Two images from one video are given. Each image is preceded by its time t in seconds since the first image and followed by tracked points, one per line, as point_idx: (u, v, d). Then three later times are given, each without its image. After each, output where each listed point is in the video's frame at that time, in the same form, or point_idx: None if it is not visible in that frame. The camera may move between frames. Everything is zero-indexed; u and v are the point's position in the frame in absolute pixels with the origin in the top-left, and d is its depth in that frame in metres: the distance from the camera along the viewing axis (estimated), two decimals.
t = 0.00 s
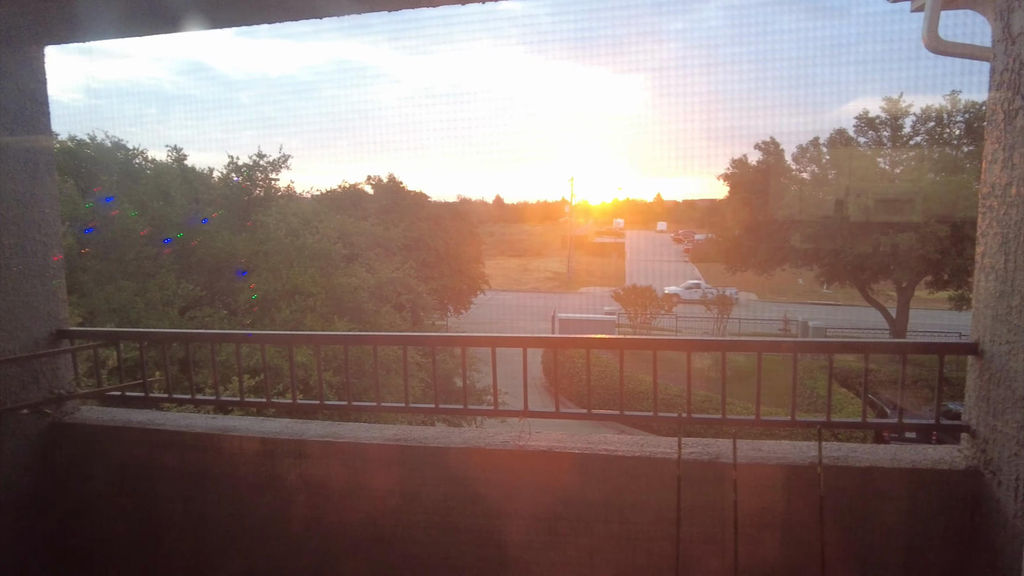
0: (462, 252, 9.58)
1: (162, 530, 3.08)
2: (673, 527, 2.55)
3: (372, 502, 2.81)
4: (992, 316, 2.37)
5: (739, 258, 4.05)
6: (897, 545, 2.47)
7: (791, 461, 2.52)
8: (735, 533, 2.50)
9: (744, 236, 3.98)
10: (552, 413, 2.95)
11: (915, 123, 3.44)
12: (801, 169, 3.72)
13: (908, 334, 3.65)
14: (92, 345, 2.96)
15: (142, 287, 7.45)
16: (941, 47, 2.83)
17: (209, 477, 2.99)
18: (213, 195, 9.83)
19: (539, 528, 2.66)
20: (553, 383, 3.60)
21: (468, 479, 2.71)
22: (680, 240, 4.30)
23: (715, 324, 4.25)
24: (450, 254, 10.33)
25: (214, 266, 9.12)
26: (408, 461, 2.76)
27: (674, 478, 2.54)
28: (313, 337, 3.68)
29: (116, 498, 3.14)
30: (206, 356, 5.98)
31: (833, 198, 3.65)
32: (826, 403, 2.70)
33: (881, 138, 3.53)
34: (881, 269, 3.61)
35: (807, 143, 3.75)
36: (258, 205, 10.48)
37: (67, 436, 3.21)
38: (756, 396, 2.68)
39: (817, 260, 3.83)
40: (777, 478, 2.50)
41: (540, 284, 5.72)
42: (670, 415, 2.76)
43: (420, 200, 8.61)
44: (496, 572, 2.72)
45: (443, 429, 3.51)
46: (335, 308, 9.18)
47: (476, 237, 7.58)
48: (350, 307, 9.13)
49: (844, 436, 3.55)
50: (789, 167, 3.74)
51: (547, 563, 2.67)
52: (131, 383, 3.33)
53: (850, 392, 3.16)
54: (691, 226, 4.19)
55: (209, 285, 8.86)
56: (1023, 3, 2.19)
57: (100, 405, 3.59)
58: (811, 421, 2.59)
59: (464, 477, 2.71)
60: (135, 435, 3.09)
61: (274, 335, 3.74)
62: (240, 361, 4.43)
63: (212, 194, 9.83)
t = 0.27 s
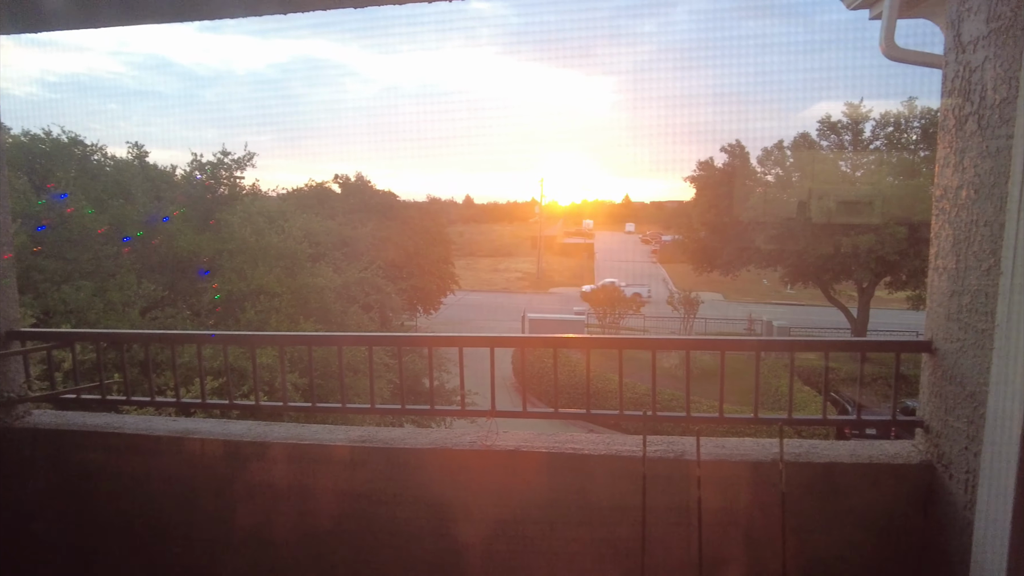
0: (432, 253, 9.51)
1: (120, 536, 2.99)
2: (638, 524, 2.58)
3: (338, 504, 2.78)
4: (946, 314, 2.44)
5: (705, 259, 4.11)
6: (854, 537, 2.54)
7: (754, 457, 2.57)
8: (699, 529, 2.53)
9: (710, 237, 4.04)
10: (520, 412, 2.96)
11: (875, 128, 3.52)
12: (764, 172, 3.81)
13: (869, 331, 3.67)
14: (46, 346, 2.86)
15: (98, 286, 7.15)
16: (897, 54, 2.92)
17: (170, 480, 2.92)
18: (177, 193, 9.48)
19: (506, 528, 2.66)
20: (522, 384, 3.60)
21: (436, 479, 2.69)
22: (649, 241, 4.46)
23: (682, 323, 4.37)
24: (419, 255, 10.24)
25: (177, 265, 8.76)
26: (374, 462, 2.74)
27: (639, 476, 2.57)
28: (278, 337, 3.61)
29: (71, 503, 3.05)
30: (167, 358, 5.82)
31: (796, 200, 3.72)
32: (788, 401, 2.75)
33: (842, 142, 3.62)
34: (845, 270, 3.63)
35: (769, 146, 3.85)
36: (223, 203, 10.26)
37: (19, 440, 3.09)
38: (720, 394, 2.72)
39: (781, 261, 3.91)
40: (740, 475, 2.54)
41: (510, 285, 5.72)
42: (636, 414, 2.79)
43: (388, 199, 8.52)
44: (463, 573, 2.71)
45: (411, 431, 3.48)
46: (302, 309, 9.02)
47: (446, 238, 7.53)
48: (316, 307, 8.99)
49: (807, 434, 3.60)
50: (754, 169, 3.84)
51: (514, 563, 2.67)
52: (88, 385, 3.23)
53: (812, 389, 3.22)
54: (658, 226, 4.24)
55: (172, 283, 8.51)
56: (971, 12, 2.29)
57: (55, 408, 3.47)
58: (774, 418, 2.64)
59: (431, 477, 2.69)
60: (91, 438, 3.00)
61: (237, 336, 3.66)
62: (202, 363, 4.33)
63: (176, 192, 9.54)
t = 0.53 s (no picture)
0: (403, 253, 9.44)
1: (78, 544, 2.90)
2: (608, 522, 2.59)
3: (305, 507, 2.73)
4: (906, 313, 2.50)
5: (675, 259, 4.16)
6: (817, 530, 2.60)
7: (721, 455, 2.59)
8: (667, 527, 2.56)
9: (680, 238, 4.12)
10: (490, 412, 2.95)
11: (840, 132, 3.49)
12: (733, 174, 3.69)
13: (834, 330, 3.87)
14: None
15: (59, 286, 6.87)
16: (859, 59, 2.99)
17: (131, 485, 2.83)
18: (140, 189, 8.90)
19: (476, 528, 2.65)
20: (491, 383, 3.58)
21: (405, 481, 2.67)
22: (619, 242, 4.34)
23: (652, 324, 4.43)
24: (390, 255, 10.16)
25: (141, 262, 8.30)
26: (342, 464, 2.70)
27: (608, 474, 2.58)
28: (243, 338, 3.53)
29: (27, 510, 2.94)
30: (128, 360, 5.65)
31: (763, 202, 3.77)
32: (754, 398, 2.80)
33: (806, 146, 3.60)
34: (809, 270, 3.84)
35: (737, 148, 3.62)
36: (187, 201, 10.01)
37: None
38: (687, 392, 2.76)
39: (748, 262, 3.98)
40: (708, 472, 2.57)
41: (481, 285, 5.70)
42: (606, 412, 2.80)
43: (359, 199, 8.42)
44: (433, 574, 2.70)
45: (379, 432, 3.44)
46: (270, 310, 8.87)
47: (416, 238, 7.47)
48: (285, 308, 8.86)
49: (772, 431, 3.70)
50: (721, 172, 3.67)
51: (484, 563, 2.67)
52: (43, 388, 3.11)
53: (777, 386, 3.28)
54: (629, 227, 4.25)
55: (136, 282, 8.08)
56: (929, 19, 2.36)
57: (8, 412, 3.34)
58: (740, 416, 2.68)
59: (400, 479, 2.67)
60: (48, 443, 2.90)
61: (200, 337, 3.57)
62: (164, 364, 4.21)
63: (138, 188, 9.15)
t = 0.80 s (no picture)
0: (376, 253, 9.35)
1: (39, 549, 2.83)
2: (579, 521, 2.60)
3: (274, 509, 2.70)
4: (871, 311, 2.55)
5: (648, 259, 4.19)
6: (784, 525, 2.64)
7: (691, 452, 2.61)
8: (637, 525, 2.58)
9: (651, 238, 4.11)
10: (462, 412, 2.94)
11: (808, 134, 3.53)
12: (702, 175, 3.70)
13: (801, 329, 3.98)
14: None
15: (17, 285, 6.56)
16: (826, 63, 3.04)
17: (93, 488, 2.77)
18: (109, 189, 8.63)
19: (447, 529, 2.64)
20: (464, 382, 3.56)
21: (375, 482, 2.64)
22: (592, 242, 4.41)
23: (623, 323, 4.42)
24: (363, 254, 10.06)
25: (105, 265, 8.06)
26: (310, 465, 2.65)
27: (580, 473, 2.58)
28: (210, 337, 3.46)
29: None
30: (91, 361, 5.51)
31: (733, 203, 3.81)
32: (723, 396, 2.84)
33: (775, 148, 3.60)
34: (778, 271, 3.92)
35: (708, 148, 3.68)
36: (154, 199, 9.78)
37: None
38: (658, 390, 2.78)
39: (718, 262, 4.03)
40: (678, 470, 2.59)
41: (455, 284, 5.69)
42: (577, 411, 2.80)
43: (331, 198, 8.31)
44: None
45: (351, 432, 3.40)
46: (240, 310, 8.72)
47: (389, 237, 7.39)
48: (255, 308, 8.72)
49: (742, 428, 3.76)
50: (692, 173, 3.70)
51: (455, 564, 2.66)
52: None
53: (747, 384, 3.33)
54: (602, 228, 4.25)
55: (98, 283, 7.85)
56: (893, 24, 2.41)
57: None
58: (709, 413, 2.71)
59: (370, 480, 2.63)
60: (5, 446, 2.81)
61: (166, 337, 3.49)
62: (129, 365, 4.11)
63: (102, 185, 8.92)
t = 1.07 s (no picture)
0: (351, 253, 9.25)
1: None
2: (553, 520, 2.60)
3: (244, 512, 2.65)
4: (839, 310, 2.60)
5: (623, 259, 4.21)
6: (755, 522, 2.67)
7: (663, 450, 2.63)
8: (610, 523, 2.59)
9: (626, 239, 4.24)
10: (435, 412, 2.92)
11: (779, 136, 3.59)
12: (677, 177, 3.77)
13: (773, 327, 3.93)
14: None
15: None
16: (795, 65, 3.09)
17: (56, 493, 2.69)
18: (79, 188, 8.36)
19: (421, 530, 2.62)
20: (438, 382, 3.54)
21: (347, 484, 2.60)
22: (569, 243, 4.50)
23: (600, 322, 4.35)
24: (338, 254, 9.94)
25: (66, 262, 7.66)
26: (280, 467, 2.61)
27: (553, 472, 2.58)
28: (178, 338, 3.38)
29: None
30: (55, 364, 5.35)
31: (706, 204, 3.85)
32: (696, 394, 2.86)
33: (747, 150, 3.68)
34: (750, 271, 3.97)
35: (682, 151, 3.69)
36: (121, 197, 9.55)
37: None
38: (631, 389, 2.79)
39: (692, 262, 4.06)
40: (651, 468, 2.60)
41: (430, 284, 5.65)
42: (551, 410, 2.81)
43: (305, 197, 8.20)
44: None
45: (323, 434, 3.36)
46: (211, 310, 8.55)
47: (364, 237, 7.32)
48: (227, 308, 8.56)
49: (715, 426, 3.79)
50: (667, 174, 3.73)
51: (428, 565, 2.64)
52: None
53: (719, 382, 3.36)
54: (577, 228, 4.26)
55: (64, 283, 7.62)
56: (860, 28, 2.45)
57: None
58: (682, 412, 2.73)
59: (342, 482, 2.60)
60: None
61: (132, 338, 3.41)
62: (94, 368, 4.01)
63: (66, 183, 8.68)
